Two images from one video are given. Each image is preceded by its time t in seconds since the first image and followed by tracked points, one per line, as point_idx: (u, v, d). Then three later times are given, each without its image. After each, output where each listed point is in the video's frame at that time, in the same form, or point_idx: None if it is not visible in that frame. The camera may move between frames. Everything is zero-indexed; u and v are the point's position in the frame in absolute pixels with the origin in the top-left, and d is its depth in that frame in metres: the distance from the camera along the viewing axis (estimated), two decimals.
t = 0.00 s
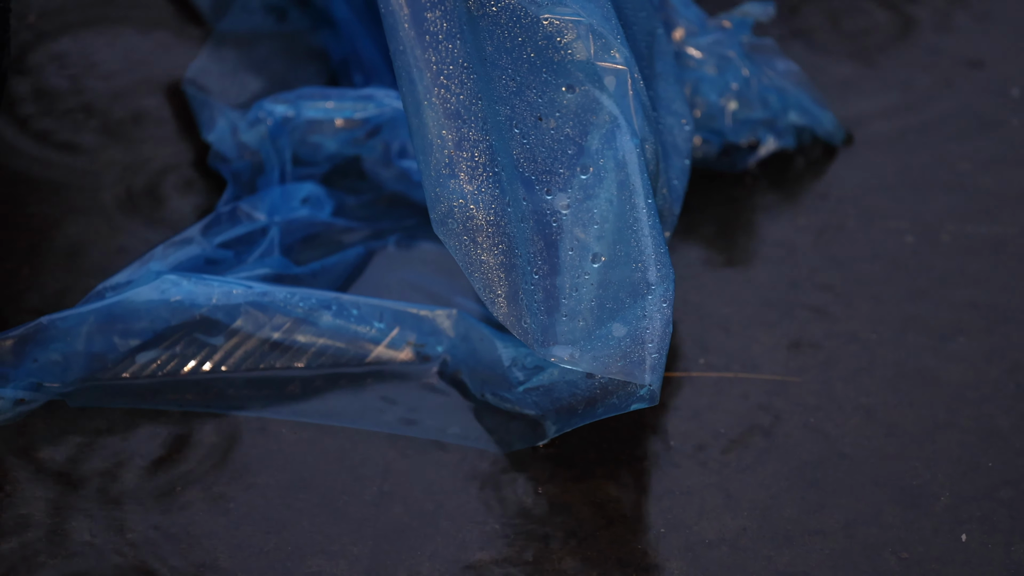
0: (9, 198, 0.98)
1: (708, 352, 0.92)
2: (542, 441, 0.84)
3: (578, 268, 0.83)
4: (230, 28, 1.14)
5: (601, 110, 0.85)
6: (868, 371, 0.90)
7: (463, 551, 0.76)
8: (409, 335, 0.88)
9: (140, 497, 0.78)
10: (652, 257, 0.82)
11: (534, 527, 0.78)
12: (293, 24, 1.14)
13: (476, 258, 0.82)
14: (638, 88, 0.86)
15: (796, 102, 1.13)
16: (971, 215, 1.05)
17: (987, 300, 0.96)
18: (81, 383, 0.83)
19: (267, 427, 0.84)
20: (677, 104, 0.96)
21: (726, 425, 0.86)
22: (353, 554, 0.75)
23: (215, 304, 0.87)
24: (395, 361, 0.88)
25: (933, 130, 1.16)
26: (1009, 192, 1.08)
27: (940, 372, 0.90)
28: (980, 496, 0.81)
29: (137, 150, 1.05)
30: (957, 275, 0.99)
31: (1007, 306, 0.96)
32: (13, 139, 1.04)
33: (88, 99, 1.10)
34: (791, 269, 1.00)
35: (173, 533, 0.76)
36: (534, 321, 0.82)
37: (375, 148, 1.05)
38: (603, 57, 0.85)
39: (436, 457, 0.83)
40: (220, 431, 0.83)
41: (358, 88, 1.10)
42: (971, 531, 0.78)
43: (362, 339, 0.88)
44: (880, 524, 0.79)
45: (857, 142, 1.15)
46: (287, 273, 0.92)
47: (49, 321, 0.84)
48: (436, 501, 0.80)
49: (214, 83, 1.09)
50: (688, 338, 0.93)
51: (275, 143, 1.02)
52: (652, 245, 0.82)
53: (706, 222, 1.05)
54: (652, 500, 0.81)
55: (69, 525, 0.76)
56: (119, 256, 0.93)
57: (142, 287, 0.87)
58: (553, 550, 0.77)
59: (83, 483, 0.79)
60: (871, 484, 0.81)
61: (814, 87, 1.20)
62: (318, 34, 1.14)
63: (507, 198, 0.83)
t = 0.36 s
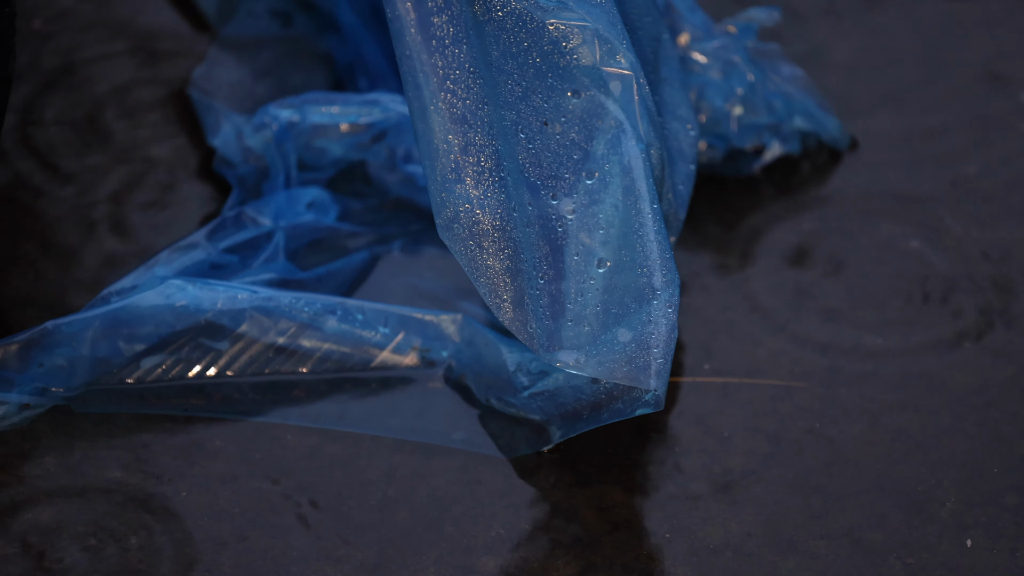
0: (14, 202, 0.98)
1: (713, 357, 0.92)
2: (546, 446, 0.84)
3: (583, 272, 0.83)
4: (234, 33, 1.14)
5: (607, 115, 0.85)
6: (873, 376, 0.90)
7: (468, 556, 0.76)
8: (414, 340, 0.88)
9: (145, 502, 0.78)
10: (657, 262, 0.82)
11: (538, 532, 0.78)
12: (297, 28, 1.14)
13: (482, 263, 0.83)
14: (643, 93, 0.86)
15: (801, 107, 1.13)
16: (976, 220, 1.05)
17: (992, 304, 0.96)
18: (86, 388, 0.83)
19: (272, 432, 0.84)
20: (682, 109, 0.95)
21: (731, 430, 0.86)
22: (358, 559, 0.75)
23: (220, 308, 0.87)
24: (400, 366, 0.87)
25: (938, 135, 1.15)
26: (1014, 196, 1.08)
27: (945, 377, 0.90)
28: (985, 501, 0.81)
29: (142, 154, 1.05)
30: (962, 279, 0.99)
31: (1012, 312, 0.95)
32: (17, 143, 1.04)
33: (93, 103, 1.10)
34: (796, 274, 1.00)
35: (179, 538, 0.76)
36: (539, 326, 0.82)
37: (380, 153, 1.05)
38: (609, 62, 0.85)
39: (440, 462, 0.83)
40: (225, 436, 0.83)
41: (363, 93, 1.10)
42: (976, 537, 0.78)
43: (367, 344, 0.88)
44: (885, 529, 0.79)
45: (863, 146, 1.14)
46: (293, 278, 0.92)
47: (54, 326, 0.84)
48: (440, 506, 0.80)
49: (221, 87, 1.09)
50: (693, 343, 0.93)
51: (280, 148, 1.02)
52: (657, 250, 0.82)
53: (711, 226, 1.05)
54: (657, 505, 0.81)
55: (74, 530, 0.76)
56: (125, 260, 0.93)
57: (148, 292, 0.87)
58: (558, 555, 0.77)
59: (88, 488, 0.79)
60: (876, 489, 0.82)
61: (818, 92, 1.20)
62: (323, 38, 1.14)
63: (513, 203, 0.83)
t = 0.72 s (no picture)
0: (20, 206, 0.98)
1: (719, 363, 0.92)
2: (552, 451, 0.84)
3: (589, 278, 0.83)
4: (241, 39, 1.13)
5: (613, 121, 0.85)
6: (879, 383, 0.90)
7: (474, 562, 0.76)
8: (420, 346, 0.88)
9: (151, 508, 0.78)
10: (663, 268, 0.82)
11: (545, 537, 0.78)
12: (304, 34, 1.14)
13: (487, 269, 0.82)
14: (649, 100, 0.86)
15: (808, 113, 1.12)
16: (983, 226, 1.05)
17: (999, 311, 0.96)
18: (92, 394, 0.83)
19: (278, 438, 0.84)
20: (688, 115, 0.95)
21: (737, 437, 0.86)
22: (364, 565, 0.75)
23: (226, 314, 0.87)
24: (406, 372, 0.88)
25: (945, 140, 1.15)
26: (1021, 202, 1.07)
27: (952, 384, 0.90)
28: (992, 508, 0.80)
29: (148, 159, 1.05)
30: (968, 285, 0.99)
31: (1019, 318, 0.95)
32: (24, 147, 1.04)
33: (100, 108, 1.10)
34: (802, 280, 0.99)
35: (185, 543, 0.76)
36: (545, 332, 0.82)
37: (386, 158, 1.05)
38: (615, 68, 0.85)
39: (447, 467, 0.83)
40: (230, 441, 0.83)
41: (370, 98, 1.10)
42: (983, 543, 0.78)
43: (373, 350, 0.87)
44: (891, 536, 0.78)
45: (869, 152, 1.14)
46: (298, 283, 0.92)
47: (61, 331, 0.85)
48: (446, 511, 0.79)
49: (227, 93, 1.08)
50: (699, 349, 0.93)
51: (287, 153, 1.02)
52: (663, 256, 0.82)
53: (716, 232, 1.05)
54: (663, 511, 0.81)
55: (80, 536, 0.76)
56: (131, 265, 0.93)
57: (154, 298, 0.87)
58: (564, 561, 0.76)
59: (94, 493, 0.79)
60: (882, 495, 0.81)
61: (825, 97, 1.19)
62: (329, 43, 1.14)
63: (518, 209, 0.83)
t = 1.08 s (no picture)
0: (28, 213, 0.98)
1: (726, 371, 0.92)
2: (560, 459, 0.84)
3: (597, 287, 0.83)
4: (249, 45, 1.12)
5: (621, 129, 0.85)
6: (887, 390, 0.90)
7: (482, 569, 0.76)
8: (428, 354, 0.88)
9: (158, 516, 0.78)
10: (671, 276, 0.82)
11: (552, 546, 0.78)
12: (312, 41, 1.13)
13: (495, 278, 0.83)
14: (657, 107, 0.86)
15: (816, 121, 1.13)
16: (989, 233, 1.05)
17: (1006, 318, 0.96)
18: (101, 401, 0.83)
19: (285, 446, 0.83)
20: (696, 123, 0.95)
21: (744, 444, 0.86)
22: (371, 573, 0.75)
23: (234, 322, 0.87)
24: (413, 379, 0.87)
25: (953, 147, 1.15)
26: None
27: (959, 392, 0.90)
28: (999, 516, 0.80)
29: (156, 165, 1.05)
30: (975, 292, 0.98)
31: None
32: (33, 154, 1.04)
33: (107, 113, 1.10)
34: (810, 287, 0.99)
35: (192, 551, 0.76)
36: (552, 341, 0.82)
37: (395, 165, 1.04)
38: (622, 76, 0.85)
39: (454, 475, 0.83)
40: (238, 449, 0.83)
41: (378, 105, 1.10)
42: (990, 552, 0.78)
43: (380, 357, 0.87)
44: (898, 544, 0.78)
45: (877, 159, 1.14)
46: (306, 291, 0.92)
47: (68, 339, 0.84)
48: (452, 519, 0.80)
49: (234, 100, 1.09)
50: (706, 357, 0.93)
51: (294, 160, 1.01)
52: (670, 265, 0.82)
53: (723, 240, 1.05)
54: (670, 519, 0.81)
55: (87, 544, 0.76)
56: (139, 272, 0.93)
57: (162, 305, 0.87)
58: (571, 568, 0.76)
59: (102, 501, 0.79)
60: (889, 503, 0.81)
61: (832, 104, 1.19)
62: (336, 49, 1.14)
63: (526, 218, 0.83)
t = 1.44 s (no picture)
0: (37, 219, 0.98)
1: (736, 380, 0.92)
2: (569, 468, 0.84)
3: (606, 295, 0.83)
4: (258, 53, 1.14)
5: (631, 138, 0.85)
6: (896, 400, 0.90)
7: None
8: (437, 362, 0.88)
9: (168, 524, 0.78)
10: (680, 286, 0.82)
11: (561, 555, 0.78)
12: (321, 49, 1.14)
13: (504, 286, 0.83)
14: (666, 117, 0.86)
15: (825, 130, 1.12)
16: (998, 241, 1.04)
17: (1016, 328, 0.96)
18: (110, 410, 0.83)
19: (295, 454, 0.83)
20: (705, 131, 0.95)
21: (754, 453, 0.86)
22: None
23: (244, 330, 0.87)
24: (423, 389, 0.87)
25: (962, 155, 1.15)
26: None
27: (969, 401, 0.90)
28: (1009, 526, 0.80)
29: (165, 172, 1.05)
30: (985, 301, 0.98)
31: None
32: (41, 160, 1.04)
33: (117, 120, 1.10)
34: (820, 297, 0.99)
35: (201, 559, 0.76)
36: (561, 349, 0.82)
37: (404, 174, 1.03)
38: (632, 85, 0.85)
39: (464, 483, 0.83)
40: (247, 457, 0.83)
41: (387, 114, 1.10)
42: (1000, 562, 0.78)
43: (390, 366, 0.87)
44: (908, 553, 0.78)
45: (887, 168, 1.14)
46: (315, 299, 0.92)
47: (78, 347, 0.84)
48: (462, 527, 0.79)
49: (244, 107, 1.10)
50: (716, 365, 0.93)
51: (304, 168, 1.01)
52: (680, 274, 0.83)
53: (733, 248, 1.04)
54: (679, 528, 0.80)
55: (97, 552, 0.76)
56: (148, 280, 0.93)
57: (171, 314, 0.87)
58: None
59: (111, 510, 0.79)
60: (899, 512, 0.81)
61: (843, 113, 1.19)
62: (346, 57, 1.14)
63: (535, 226, 0.83)
